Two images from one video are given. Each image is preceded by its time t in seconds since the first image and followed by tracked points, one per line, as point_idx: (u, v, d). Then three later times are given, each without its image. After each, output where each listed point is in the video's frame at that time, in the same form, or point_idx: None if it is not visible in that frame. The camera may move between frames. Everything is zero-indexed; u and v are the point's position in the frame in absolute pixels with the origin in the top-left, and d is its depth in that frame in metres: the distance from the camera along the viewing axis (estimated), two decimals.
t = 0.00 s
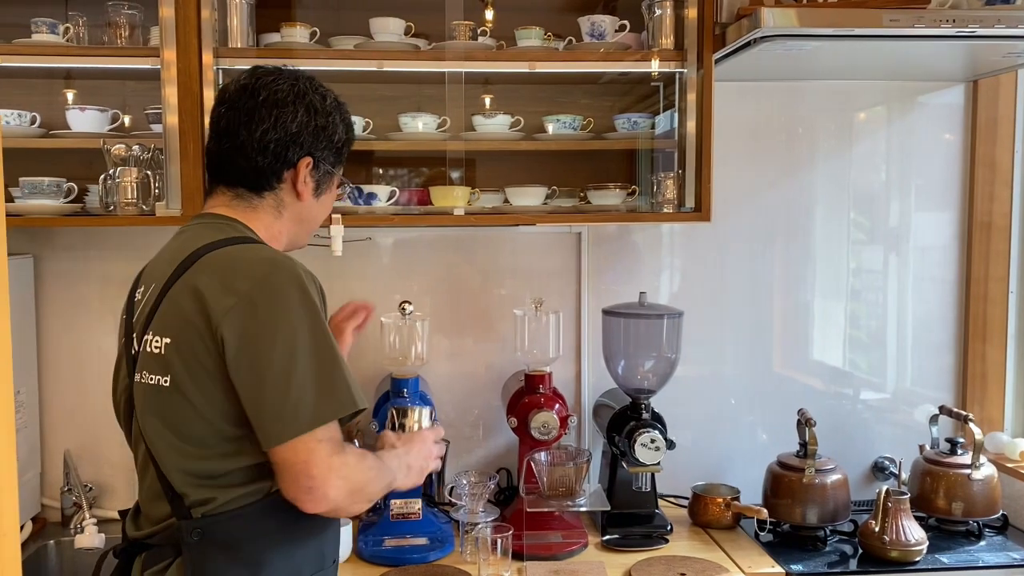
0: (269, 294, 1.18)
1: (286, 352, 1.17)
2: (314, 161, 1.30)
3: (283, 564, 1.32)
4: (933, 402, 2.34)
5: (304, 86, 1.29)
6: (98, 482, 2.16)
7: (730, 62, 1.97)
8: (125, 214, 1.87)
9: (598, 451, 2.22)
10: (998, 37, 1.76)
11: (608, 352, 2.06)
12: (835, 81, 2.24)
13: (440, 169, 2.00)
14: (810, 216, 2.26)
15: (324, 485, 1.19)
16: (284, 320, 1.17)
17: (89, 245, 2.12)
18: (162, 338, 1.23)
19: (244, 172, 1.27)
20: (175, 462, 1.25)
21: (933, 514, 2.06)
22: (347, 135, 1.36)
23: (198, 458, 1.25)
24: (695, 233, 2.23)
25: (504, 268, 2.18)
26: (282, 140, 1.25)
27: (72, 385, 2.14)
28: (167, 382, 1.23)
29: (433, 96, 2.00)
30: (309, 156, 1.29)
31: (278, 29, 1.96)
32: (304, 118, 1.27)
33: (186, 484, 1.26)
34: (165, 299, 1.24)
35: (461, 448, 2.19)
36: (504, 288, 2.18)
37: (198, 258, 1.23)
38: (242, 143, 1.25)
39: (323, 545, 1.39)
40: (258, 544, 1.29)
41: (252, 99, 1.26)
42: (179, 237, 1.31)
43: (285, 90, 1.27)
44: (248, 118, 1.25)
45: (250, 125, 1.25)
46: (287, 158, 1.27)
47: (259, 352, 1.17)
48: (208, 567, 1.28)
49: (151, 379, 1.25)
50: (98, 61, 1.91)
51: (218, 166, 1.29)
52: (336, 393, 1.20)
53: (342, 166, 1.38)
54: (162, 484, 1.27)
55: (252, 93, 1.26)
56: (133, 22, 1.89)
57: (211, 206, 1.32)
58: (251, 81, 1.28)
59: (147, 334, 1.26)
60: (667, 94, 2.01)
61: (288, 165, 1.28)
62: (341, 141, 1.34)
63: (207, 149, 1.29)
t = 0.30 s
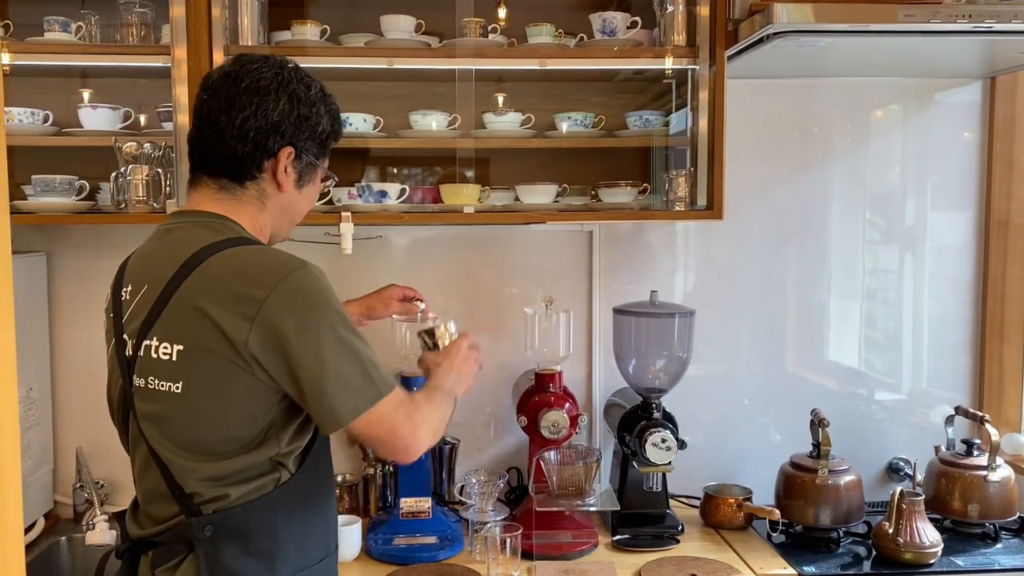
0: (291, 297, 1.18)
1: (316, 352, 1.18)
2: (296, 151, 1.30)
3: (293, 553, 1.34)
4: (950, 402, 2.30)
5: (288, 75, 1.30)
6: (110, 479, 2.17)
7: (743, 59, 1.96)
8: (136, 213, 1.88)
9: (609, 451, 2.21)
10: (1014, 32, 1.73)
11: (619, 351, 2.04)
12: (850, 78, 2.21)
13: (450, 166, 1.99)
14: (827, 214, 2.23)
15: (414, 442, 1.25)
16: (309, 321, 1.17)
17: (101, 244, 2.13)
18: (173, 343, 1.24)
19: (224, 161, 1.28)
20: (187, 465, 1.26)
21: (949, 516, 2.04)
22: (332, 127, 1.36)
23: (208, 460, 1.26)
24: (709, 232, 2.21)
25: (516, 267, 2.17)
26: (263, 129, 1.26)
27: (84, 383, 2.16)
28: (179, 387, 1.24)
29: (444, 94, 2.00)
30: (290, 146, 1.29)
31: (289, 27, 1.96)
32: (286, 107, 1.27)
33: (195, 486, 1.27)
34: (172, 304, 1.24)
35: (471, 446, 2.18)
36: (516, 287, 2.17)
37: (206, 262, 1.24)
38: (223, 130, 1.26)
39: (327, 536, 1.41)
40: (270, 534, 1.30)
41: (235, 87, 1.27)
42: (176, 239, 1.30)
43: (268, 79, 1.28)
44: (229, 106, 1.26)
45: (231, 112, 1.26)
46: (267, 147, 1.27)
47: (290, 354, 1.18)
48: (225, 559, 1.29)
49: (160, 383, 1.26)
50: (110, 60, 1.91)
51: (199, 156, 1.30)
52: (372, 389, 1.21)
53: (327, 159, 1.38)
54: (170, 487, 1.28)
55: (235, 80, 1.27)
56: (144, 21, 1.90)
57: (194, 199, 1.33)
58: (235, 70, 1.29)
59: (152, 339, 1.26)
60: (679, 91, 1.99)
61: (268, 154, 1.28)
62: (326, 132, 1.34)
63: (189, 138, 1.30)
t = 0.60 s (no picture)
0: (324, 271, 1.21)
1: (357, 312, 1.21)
2: (289, 144, 1.33)
3: (315, 544, 1.37)
4: (963, 402, 2.26)
5: (280, 69, 1.33)
6: (118, 476, 2.18)
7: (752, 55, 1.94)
8: (143, 210, 1.88)
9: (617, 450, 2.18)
10: None
11: (626, 349, 2.03)
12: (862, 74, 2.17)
13: (456, 164, 1.98)
14: (838, 211, 2.18)
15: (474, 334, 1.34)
16: (345, 288, 1.21)
17: (107, 241, 2.14)
18: (202, 339, 1.25)
19: (217, 155, 1.31)
20: (215, 460, 1.29)
21: (961, 517, 2.02)
22: (325, 119, 1.39)
23: (237, 453, 1.29)
24: (719, 228, 2.16)
25: (522, 264, 2.13)
26: (254, 122, 1.29)
27: (90, 379, 2.16)
28: (213, 380, 1.26)
29: (452, 92, 1.99)
30: (283, 139, 1.32)
31: (295, 25, 1.96)
32: (278, 100, 1.31)
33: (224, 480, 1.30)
34: (193, 302, 1.25)
35: (477, 446, 2.14)
36: (522, 284, 2.13)
37: (228, 257, 1.25)
38: (215, 125, 1.29)
39: (341, 527, 1.44)
40: (287, 527, 1.32)
41: (227, 81, 1.30)
42: (190, 237, 1.31)
43: (260, 72, 1.31)
44: (221, 100, 1.29)
45: (223, 107, 1.29)
46: (260, 141, 1.30)
47: (331, 315, 1.21)
48: (253, 556, 1.31)
49: (185, 380, 1.27)
50: (117, 58, 1.91)
51: (194, 150, 1.33)
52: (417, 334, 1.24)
53: (319, 152, 1.42)
54: (194, 486, 1.29)
55: (227, 74, 1.31)
56: (151, 18, 1.90)
57: (192, 195, 1.36)
58: (227, 63, 1.32)
59: (174, 338, 1.27)
60: (687, 90, 1.98)
61: (262, 148, 1.31)
62: (319, 125, 1.38)
63: (182, 132, 1.33)
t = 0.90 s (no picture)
0: (333, 241, 1.23)
1: (370, 274, 1.23)
2: (292, 140, 1.33)
3: (333, 534, 1.37)
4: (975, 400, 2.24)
5: (282, 63, 1.32)
6: (125, 474, 2.18)
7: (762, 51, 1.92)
8: (151, 208, 1.88)
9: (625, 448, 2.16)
10: None
11: (635, 347, 2.02)
12: (873, 70, 2.15)
13: (463, 161, 1.97)
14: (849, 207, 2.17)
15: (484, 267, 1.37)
16: (356, 254, 1.22)
17: (114, 239, 2.14)
18: (222, 333, 1.24)
19: (220, 152, 1.30)
20: (235, 456, 1.28)
21: (972, 516, 2.00)
22: (328, 114, 1.39)
23: (256, 448, 1.28)
24: (726, 226, 2.15)
25: (529, 263, 2.12)
26: (257, 118, 1.28)
27: (97, 377, 2.16)
28: (234, 375, 1.25)
29: (460, 89, 1.98)
30: (286, 135, 1.32)
31: (302, 21, 1.95)
32: (281, 95, 1.30)
33: (243, 476, 1.29)
34: (208, 298, 1.24)
35: (485, 444, 2.13)
36: (530, 283, 2.12)
37: (243, 250, 1.25)
38: (217, 121, 1.28)
39: (355, 524, 1.43)
40: (301, 521, 1.31)
41: (228, 77, 1.29)
42: (203, 231, 1.29)
43: (262, 67, 1.30)
44: (223, 97, 1.29)
45: (225, 103, 1.29)
46: (263, 137, 1.30)
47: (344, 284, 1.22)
48: (273, 553, 1.31)
49: (204, 376, 1.25)
50: (125, 55, 1.91)
51: (196, 147, 1.32)
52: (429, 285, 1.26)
53: (322, 146, 1.41)
54: (213, 484, 1.28)
55: (228, 70, 1.30)
56: (158, 16, 1.89)
57: (196, 191, 1.35)
58: (228, 59, 1.31)
59: (190, 333, 1.25)
60: (696, 87, 1.97)
61: (265, 144, 1.31)
62: (322, 120, 1.37)
63: (184, 129, 1.33)
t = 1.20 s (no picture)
0: (326, 271, 1.20)
1: (354, 322, 1.20)
2: (290, 131, 1.33)
3: (335, 530, 1.37)
4: (982, 396, 2.23)
5: (275, 54, 1.32)
6: (131, 468, 2.18)
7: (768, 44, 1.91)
8: (156, 203, 1.88)
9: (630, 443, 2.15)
10: None
11: (640, 341, 2.01)
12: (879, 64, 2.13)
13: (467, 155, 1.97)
14: (855, 202, 2.15)
15: (468, 364, 1.30)
16: (347, 290, 1.20)
17: (118, 234, 2.14)
18: (209, 334, 1.25)
19: (218, 147, 1.30)
20: (226, 454, 1.29)
21: (978, 511, 1.99)
22: (325, 102, 1.38)
23: (248, 446, 1.29)
24: (732, 220, 2.14)
25: (534, 260, 2.09)
26: (252, 112, 1.28)
27: (102, 371, 2.16)
28: (220, 375, 1.25)
29: (464, 83, 1.97)
30: (283, 127, 1.32)
31: (306, 16, 1.95)
32: (275, 87, 1.30)
33: (237, 472, 1.30)
34: (200, 297, 1.26)
35: (490, 439, 2.12)
36: (535, 278, 2.09)
37: (232, 251, 1.25)
38: (213, 117, 1.29)
39: (358, 517, 1.43)
40: (301, 516, 1.31)
41: (221, 71, 1.29)
42: (196, 230, 1.31)
43: (255, 60, 1.30)
44: (218, 91, 1.28)
45: (221, 98, 1.29)
46: (260, 130, 1.30)
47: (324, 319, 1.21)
48: (271, 547, 1.31)
49: (194, 375, 1.27)
50: (128, 50, 1.91)
51: (194, 143, 1.33)
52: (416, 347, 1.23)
53: (321, 136, 1.41)
54: (208, 481, 1.30)
55: (221, 63, 1.29)
56: (162, 11, 1.89)
57: (196, 187, 1.36)
58: (220, 52, 1.31)
59: (181, 332, 1.27)
60: (702, 82, 1.96)
61: (262, 137, 1.31)
62: (319, 109, 1.37)
63: (181, 124, 1.33)
